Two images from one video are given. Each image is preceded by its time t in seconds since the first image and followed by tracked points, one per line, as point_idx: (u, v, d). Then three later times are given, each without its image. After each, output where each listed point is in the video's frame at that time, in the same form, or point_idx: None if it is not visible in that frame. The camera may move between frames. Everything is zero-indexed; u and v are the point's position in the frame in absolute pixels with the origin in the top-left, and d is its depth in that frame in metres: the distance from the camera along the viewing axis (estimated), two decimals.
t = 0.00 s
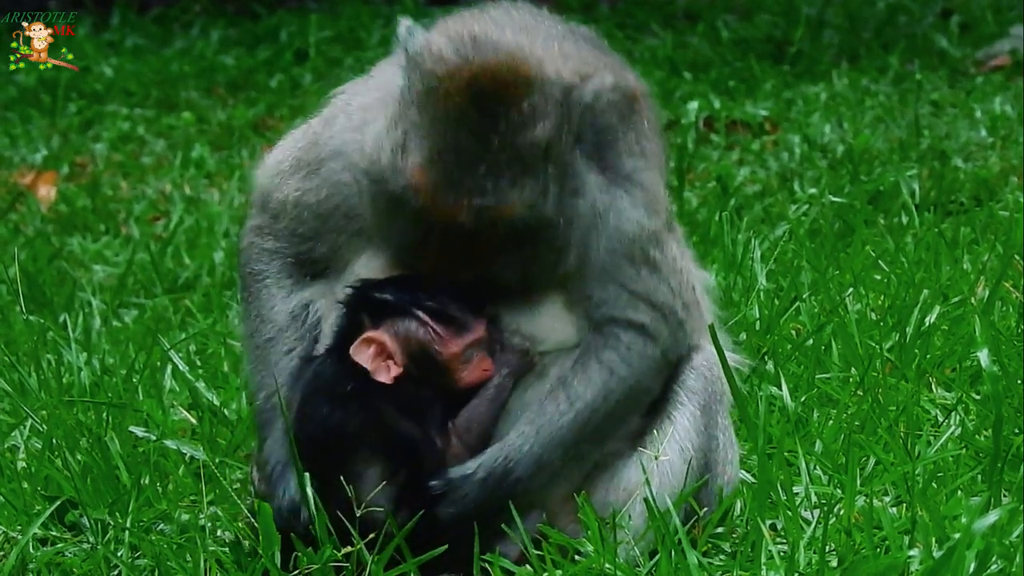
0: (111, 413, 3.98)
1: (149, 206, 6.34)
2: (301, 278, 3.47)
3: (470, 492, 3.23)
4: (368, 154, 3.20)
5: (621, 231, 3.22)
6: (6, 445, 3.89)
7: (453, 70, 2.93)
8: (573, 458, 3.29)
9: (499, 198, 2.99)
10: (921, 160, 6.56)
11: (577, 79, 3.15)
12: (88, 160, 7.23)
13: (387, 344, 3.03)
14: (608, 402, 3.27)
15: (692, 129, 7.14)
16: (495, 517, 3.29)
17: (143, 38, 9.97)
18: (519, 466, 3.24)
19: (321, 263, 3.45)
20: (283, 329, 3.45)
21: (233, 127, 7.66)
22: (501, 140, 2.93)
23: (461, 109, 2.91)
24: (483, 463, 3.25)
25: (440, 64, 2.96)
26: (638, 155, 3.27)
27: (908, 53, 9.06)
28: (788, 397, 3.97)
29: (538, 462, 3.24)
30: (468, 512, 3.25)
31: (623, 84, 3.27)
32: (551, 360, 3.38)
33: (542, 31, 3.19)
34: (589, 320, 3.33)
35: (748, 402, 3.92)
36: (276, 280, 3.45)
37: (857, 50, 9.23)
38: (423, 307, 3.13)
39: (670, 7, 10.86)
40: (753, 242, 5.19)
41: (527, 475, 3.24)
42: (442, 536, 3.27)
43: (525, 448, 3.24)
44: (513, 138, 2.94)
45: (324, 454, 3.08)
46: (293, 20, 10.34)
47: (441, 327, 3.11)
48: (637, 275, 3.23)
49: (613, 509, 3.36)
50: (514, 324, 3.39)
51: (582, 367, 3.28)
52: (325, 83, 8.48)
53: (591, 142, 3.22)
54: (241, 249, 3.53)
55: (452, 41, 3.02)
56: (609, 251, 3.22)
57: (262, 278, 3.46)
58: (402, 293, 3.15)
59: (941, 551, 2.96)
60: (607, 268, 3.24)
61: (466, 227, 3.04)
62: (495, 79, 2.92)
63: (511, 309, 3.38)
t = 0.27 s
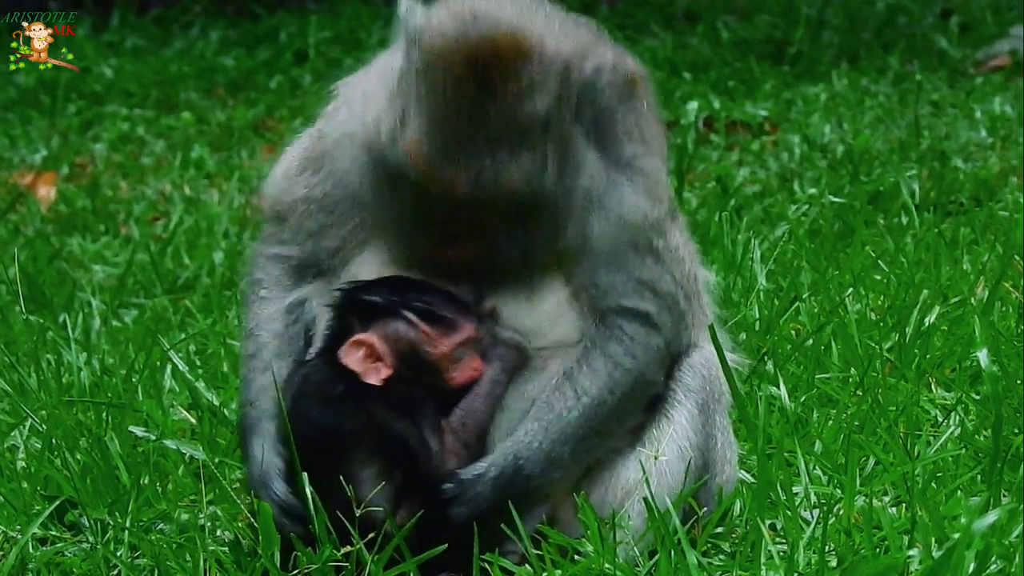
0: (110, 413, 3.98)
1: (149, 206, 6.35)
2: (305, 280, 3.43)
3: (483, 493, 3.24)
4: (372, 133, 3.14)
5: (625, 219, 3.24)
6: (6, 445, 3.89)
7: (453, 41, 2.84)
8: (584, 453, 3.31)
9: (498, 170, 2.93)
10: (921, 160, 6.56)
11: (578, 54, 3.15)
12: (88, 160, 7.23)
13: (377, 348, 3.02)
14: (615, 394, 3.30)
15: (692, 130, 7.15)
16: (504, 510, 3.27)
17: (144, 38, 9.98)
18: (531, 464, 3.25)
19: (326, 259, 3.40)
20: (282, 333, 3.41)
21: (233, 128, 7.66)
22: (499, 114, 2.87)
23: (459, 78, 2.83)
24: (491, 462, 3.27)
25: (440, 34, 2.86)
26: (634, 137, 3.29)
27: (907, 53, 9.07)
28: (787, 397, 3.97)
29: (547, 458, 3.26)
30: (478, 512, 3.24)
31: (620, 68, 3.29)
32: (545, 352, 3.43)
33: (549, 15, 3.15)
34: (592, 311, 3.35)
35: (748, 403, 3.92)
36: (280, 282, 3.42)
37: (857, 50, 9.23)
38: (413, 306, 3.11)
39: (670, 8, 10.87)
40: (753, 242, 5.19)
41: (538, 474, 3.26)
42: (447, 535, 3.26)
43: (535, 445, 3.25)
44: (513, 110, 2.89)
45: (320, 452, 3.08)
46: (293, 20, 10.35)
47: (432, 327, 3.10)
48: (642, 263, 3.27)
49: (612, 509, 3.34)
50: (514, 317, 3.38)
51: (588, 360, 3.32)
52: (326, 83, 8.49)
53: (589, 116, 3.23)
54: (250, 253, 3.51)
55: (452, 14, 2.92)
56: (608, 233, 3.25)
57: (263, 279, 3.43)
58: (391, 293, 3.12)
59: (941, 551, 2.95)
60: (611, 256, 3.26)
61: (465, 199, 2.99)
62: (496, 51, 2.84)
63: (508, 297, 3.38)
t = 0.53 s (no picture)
0: (110, 413, 3.98)
1: (149, 206, 6.35)
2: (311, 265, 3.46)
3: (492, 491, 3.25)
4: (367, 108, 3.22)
5: (626, 205, 3.26)
6: (6, 445, 3.89)
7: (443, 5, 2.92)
8: (592, 454, 3.29)
9: (490, 128, 2.97)
10: (920, 160, 6.56)
11: (567, 19, 3.20)
12: (87, 160, 7.23)
13: (370, 348, 2.95)
14: (620, 390, 3.29)
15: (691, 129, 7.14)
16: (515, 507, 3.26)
17: (143, 38, 9.97)
18: (543, 470, 3.25)
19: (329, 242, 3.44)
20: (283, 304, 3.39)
21: (232, 127, 7.66)
22: (490, 71, 2.91)
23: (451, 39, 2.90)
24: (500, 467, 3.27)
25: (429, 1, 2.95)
26: (627, 110, 3.32)
27: (907, 53, 9.07)
28: (786, 397, 3.97)
29: (558, 461, 3.25)
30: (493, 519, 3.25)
31: (611, 47, 3.34)
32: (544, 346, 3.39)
33: None
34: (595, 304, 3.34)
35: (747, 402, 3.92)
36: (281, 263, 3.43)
37: (857, 50, 9.23)
38: (405, 304, 3.07)
39: (670, 7, 10.87)
40: (752, 241, 5.19)
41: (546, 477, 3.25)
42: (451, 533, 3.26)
43: (546, 451, 3.25)
44: (504, 69, 2.93)
45: (316, 453, 3.08)
46: (293, 20, 10.34)
47: (425, 325, 3.07)
48: (644, 253, 3.28)
49: (612, 508, 3.32)
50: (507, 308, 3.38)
51: (595, 360, 3.30)
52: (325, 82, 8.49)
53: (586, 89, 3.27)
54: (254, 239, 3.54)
55: None
56: (608, 221, 3.26)
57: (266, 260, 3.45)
58: (383, 291, 3.08)
59: (941, 551, 2.95)
60: (612, 246, 3.27)
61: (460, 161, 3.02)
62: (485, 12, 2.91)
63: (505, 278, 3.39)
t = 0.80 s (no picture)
0: (110, 413, 3.98)
1: (149, 206, 6.35)
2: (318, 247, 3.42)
3: (482, 492, 3.24)
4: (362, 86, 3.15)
5: (624, 197, 3.29)
6: (6, 445, 3.89)
7: None
8: (586, 449, 3.31)
9: (481, 97, 2.85)
10: (920, 160, 6.56)
11: None
12: (88, 160, 7.23)
13: (360, 361, 2.93)
14: (614, 386, 3.29)
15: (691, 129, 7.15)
16: (505, 506, 3.26)
17: (143, 38, 9.98)
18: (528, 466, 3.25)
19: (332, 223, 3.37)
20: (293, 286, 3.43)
21: (233, 127, 7.66)
22: (478, 43, 2.79)
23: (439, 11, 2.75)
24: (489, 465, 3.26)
25: None
26: (620, 97, 3.38)
27: (907, 53, 9.07)
28: (786, 397, 3.97)
29: (548, 454, 3.26)
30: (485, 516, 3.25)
31: (604, 33, 3.37)
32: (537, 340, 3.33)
33: None
34: (588, 297, 3.33)
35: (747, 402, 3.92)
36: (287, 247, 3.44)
37: (857, 50, 9.23)
38: (393, 311, 2.99)
39: (670, 7, 10.87)
40: (752, 241, 5.19)
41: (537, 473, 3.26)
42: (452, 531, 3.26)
43: (536, 445, 3.25)
44: (491, 39, 2.81)
45: (312, 459, 3.06)
46: (293, 20, 10.35)
47: (414, 330, 2.99)
48: (639, 246, 3.30)
49: (611, 508, 3.33)
50: (502, 300, 3.32)
51: (588, 354, 3.30)
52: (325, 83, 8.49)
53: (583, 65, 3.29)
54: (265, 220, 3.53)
55: None
56: (604, 213, 3.28)
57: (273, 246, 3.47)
58: (369, 300, 3.00)
59: (941, 551, 2.95)
60: (606, 238, 3.29)
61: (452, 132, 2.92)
62: None
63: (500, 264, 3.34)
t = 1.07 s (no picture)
0: (110, 413, 3.98)
1: (149, 206, 6.35)
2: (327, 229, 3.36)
3: (465, 473, 3.22)
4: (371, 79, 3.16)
5: (623, 196, 3.29)
6: (6, 445, 3.89)
7: None
8: (573, 438, 3.30)
9: (499, 98, 2.86)
10: (920, 160, 6.56)
11: None
12: (87, 161, 7.24)
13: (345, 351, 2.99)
14: (605, 375, 3.27)
15: (691, 130, 7.15)
16: (487, 493, 3.24)
17: (143, 39, 9.98)
18: (513, 449, 3.23)
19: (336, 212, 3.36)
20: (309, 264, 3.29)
21: (232, 128, 7.66)
22: (496, 41, 2.80)
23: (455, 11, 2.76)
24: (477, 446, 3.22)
25: None
26: (624, 96, 3.36)
27: (907, 53, 9.07)
28: (786, 397, 3.98)
29: (533, 437, 3.24)
30: (466, 502, 3.24)
31: (612, 30, 3.34)
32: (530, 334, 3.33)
33: None
34: (581, 292, 3.33)
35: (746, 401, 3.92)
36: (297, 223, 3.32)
37: (856, 50, 9.23)
38: (381, 303, 2.99)
39: (670, 8, 10.87)
40: (752, 241, 5.19)
41: (521, 460, 3.24)
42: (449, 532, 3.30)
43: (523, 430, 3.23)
44: (507, 38, 2.81)
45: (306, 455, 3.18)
46: (293, 20, 10.35)
47: (401, 322, 2.99)
48: (632, 244, 3.31)
49: (610, 508, 3.32)
50: (493, 293, 3.31)
51: (576, 340, 3.30)
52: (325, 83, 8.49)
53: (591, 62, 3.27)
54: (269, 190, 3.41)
55: None
56: (602, 215, 3.29)
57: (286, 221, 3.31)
58: (356, 290, 3.02)
59: (940, 552, 2.95)
60: (601, 234, 3.30)
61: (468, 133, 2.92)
62: None
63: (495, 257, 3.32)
